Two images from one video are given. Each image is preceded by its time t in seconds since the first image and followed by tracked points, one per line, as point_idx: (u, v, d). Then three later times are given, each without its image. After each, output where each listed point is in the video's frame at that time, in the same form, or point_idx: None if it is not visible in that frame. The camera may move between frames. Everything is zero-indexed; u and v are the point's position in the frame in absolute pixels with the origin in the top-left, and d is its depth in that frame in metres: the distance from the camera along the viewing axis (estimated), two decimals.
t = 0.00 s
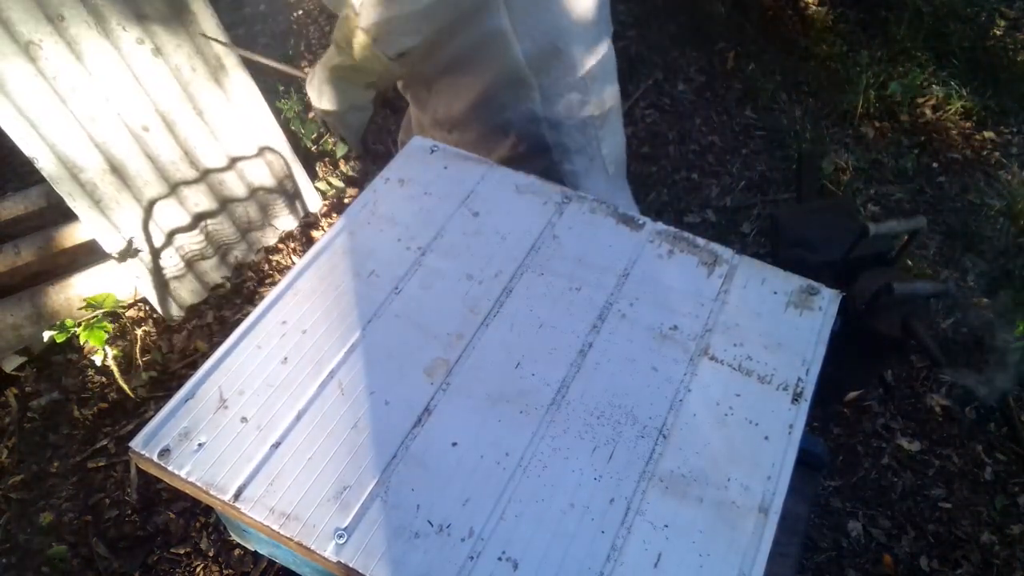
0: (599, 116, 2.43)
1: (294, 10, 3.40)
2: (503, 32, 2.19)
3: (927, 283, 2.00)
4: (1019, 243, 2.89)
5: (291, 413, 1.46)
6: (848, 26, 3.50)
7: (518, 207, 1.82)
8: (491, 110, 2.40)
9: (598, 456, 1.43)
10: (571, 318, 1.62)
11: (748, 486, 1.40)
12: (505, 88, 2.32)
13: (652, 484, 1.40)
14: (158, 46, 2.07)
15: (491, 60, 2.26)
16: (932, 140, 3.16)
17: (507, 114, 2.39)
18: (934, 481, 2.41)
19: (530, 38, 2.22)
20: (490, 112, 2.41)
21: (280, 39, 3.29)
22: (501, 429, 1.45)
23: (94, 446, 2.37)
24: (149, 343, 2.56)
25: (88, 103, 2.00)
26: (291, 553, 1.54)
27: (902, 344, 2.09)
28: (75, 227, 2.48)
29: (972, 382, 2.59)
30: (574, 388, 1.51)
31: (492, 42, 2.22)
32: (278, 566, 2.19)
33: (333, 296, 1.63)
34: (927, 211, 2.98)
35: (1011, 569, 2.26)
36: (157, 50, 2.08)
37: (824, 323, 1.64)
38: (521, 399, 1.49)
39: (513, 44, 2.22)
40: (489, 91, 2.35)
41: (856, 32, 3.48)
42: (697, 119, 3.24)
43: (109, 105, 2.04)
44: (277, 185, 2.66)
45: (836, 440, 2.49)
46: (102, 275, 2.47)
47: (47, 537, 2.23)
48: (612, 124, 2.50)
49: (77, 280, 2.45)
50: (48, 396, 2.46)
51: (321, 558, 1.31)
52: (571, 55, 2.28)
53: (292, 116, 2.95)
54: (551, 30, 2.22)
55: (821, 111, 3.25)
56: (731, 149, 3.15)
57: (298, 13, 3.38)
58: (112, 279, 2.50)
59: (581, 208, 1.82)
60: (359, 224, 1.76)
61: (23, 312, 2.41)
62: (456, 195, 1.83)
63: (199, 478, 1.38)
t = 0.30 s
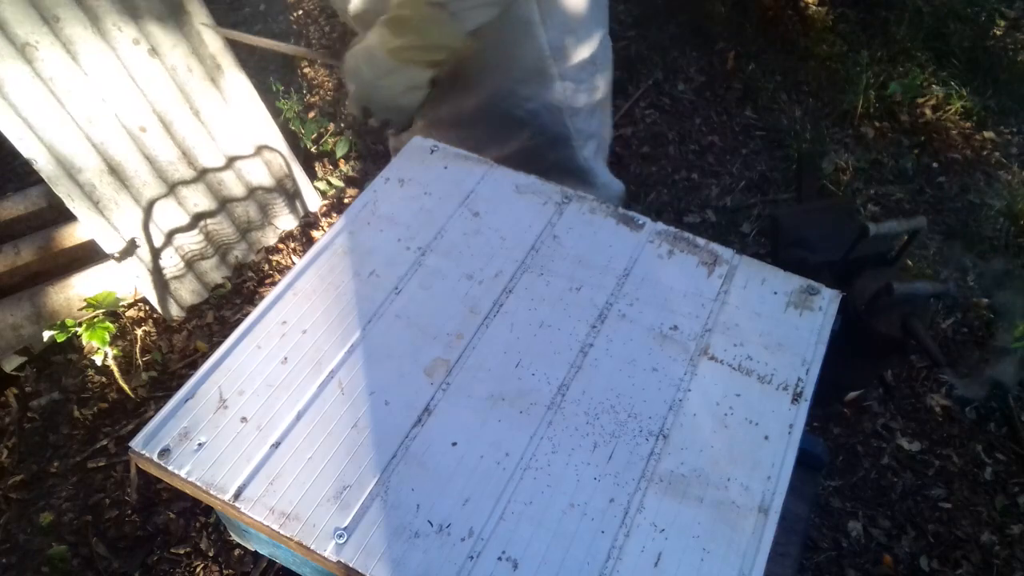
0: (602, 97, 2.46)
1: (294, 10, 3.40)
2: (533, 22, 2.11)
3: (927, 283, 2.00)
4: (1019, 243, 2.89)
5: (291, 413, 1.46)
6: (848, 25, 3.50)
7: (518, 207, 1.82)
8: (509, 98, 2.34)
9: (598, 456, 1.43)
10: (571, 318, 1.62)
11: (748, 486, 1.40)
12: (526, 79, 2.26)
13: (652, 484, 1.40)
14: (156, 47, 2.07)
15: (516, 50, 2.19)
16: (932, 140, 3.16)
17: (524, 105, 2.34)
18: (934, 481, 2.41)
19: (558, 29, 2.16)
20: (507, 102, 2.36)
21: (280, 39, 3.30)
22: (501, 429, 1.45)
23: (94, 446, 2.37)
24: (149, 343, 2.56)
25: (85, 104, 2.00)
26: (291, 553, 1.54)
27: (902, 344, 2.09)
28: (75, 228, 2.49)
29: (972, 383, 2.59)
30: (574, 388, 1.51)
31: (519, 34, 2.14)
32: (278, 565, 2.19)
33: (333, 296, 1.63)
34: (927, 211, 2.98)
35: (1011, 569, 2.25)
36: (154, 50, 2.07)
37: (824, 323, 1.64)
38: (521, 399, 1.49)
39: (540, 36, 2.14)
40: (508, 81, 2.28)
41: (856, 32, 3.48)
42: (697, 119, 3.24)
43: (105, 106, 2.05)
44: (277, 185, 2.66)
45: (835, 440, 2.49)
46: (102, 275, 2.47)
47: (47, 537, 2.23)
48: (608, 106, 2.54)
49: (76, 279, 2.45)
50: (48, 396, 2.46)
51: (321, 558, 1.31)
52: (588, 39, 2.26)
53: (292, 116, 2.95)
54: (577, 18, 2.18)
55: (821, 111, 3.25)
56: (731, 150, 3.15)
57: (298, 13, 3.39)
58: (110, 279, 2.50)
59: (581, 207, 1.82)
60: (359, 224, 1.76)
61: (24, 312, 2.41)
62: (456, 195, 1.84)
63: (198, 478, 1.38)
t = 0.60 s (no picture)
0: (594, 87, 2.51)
1: (294, 10, 3.40)
2: None
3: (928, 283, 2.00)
4: (1019, 243, 2.89)
5: (291, 413, 1.46)
6: (848, 25, 3.50)
7: (518, 207, 1.82)
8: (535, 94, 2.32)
9: (598, 456, 1.43)
10: (571, 317, 1.62)
11: (748, 486, 1.40)
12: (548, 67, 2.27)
13: (652, 484, 1.40)
14: (130, 53, 2.36)
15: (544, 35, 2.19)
16: (932, 140, 3.16)
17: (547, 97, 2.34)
18: (934, 481, 2.41)
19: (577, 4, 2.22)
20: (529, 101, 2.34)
21: (280, 39, 3.30)
22: (501, 429, 1.45)
23: (94, 446, 2.37)
24: (149, 343, 2.56)
25: (76, 106, 2.23)
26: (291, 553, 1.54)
27: (902, 344, 2.09)
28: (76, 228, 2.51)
29: (973, 383, 2.59)
30: (574, 388, 1.51)
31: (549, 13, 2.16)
32: (278, 566, 2.19)
33: (334, 296, 1.63)
34: (927, 211, 2.99)
35: (1011, 570, 2.25)
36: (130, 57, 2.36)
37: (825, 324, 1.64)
38: (522, 399, 1.49)
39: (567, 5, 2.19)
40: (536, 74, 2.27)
41: (856, 32, 3.48)
42: (697, 119, 3.24)
43: (93, 107, 2.26)
44: (274, 183, 2.70)
45: (835, 440, 2.49)
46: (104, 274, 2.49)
47: (47, 537, 2.23)
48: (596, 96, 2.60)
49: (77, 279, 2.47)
50: (48, 396, 2.46)
51: (321, 558, 1.31)
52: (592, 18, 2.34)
53: (292, 116, 2.95)
54: None
55: (821, 111, 3.25)
56: (731, 149, 3.15)
57: (298, 13, 3.39)
58: (111, 278, 2.51)
59: (581, 207, 1.82)
60: (359, 224, 1.76)
61: (24, 312, 2.41)
62: (456, 195, 1.84)
63: (198, 478, 1.38)
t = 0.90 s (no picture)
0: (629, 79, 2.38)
1: (294, 9, 3.40)
2: None
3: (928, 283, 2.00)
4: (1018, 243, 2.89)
5: (291, 413, 1.46)
6: (848, 25, 3.49)
7: (518, 207, 1.81)
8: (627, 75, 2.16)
9: (598, 456, 1.43)
10: (571, 317, 1.62)
11: (748, 486, 1.40)
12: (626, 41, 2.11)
13: (653, 484, 1.40)
14: (132, 52, 2.29)
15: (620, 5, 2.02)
16: (932, 140, 3.16)
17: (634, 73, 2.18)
18: (934, 481, 2.41)
19: None
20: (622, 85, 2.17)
21: (280, 39, 3.30)
22: (501, 428, 1.45)
23: (94, 446, 2.37)
24: (149, 343, 2.56)
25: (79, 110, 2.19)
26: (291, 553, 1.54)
27: (902, 344, 2.09)
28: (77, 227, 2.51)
29: (972, 383, 2.59)
30: (574, 389, 1.51)
31: None
32: (278, 566, 2.19)
33: (334, 296, 1.63)
34: (927, 211, 2.99)
35: (1011, 570, 2.25)
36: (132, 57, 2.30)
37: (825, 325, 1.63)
38: (521, 399, 1.49)
39: None
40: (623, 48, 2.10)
41: (856, 32, 3.47)
42: (697, 119, 3.24)
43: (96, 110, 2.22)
44: (275, 183, 2.71)
45: (835, 440, 2.49)
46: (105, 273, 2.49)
47: (47, 537, 2.23)
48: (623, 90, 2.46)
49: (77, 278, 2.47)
50: (48, 396, 2.45)
51: (321, 559, 1.31)
52: None
53: (292, 116, 2.95)
54: None
55: (821, 111, 3.25)
56: (731, 150, 3.15)
57: (298, 13, 3.38)
58: (111, 277, 2.51)
59: (581, 208, 1.82)
60: (359, 224, 1.76)
61: (24, 312, 2.41)
62: (457, 194, 1.84)
63: (199, 478, 1.38)
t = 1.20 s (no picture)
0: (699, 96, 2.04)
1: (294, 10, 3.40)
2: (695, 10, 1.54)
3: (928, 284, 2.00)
4: (1018, 243, 2.89)
5: (291, 413, 1.46)
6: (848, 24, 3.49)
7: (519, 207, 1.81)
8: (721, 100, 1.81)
9: (598, 456, 1.43)
10: (571, 317, 1.62)
11: (748, 486, 1.40)
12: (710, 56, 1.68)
13: (652, 484, 1.40)
14: (133, 51, 2.30)
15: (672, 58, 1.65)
16: (932, 140, 3.16)
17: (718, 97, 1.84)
18: (934, 481, 2.41)
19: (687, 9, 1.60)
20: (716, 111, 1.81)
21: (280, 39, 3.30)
22: (501, 429, 1.45)
23: (95, 446, 2.37)
24: (149, 343, 2.56)
25: (79, 110, 2.17)
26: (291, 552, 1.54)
27: (902, 344, 2.10)
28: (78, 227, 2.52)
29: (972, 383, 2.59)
30: (574, 389, 1.51)
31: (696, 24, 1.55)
32: (277, 566, 2.19)
33: (334, 296, 1.63)
34: (927, 211, 2.99)
35: (1011, 570, 2.25)
36: (133, 56, 2.31)
37: (825, 326, 1.64)
38: (521, 399, 1.49)
39: None
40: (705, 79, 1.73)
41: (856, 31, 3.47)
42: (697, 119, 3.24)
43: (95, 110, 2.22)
44: (274, 183, 2.73)
45: (836, 440, 2.49)
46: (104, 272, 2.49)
47: (47, 537, 2.23)
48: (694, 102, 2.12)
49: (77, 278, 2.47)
50: (48, 396, 2.45)
51: (322, 558, 1.31)
52: None
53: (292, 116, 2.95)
54: None
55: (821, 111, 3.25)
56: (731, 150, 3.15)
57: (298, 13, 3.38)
58: (111, 276, 2.51)
59: (581, 207, 1.81)
60: (360, 223, 1.76)
61: (24, 312, 2.40)
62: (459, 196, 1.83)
63: (199, 478, 1.38)
